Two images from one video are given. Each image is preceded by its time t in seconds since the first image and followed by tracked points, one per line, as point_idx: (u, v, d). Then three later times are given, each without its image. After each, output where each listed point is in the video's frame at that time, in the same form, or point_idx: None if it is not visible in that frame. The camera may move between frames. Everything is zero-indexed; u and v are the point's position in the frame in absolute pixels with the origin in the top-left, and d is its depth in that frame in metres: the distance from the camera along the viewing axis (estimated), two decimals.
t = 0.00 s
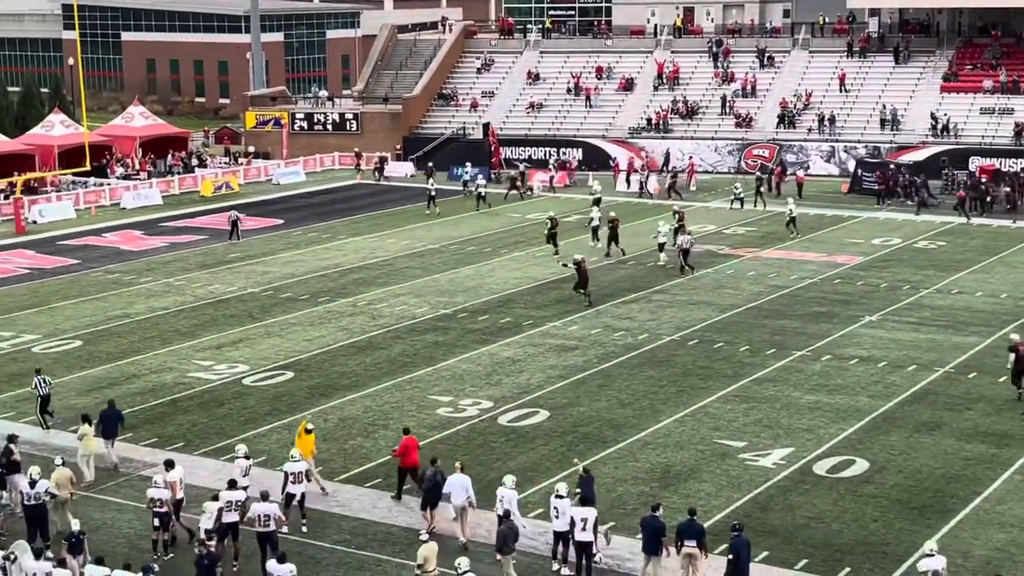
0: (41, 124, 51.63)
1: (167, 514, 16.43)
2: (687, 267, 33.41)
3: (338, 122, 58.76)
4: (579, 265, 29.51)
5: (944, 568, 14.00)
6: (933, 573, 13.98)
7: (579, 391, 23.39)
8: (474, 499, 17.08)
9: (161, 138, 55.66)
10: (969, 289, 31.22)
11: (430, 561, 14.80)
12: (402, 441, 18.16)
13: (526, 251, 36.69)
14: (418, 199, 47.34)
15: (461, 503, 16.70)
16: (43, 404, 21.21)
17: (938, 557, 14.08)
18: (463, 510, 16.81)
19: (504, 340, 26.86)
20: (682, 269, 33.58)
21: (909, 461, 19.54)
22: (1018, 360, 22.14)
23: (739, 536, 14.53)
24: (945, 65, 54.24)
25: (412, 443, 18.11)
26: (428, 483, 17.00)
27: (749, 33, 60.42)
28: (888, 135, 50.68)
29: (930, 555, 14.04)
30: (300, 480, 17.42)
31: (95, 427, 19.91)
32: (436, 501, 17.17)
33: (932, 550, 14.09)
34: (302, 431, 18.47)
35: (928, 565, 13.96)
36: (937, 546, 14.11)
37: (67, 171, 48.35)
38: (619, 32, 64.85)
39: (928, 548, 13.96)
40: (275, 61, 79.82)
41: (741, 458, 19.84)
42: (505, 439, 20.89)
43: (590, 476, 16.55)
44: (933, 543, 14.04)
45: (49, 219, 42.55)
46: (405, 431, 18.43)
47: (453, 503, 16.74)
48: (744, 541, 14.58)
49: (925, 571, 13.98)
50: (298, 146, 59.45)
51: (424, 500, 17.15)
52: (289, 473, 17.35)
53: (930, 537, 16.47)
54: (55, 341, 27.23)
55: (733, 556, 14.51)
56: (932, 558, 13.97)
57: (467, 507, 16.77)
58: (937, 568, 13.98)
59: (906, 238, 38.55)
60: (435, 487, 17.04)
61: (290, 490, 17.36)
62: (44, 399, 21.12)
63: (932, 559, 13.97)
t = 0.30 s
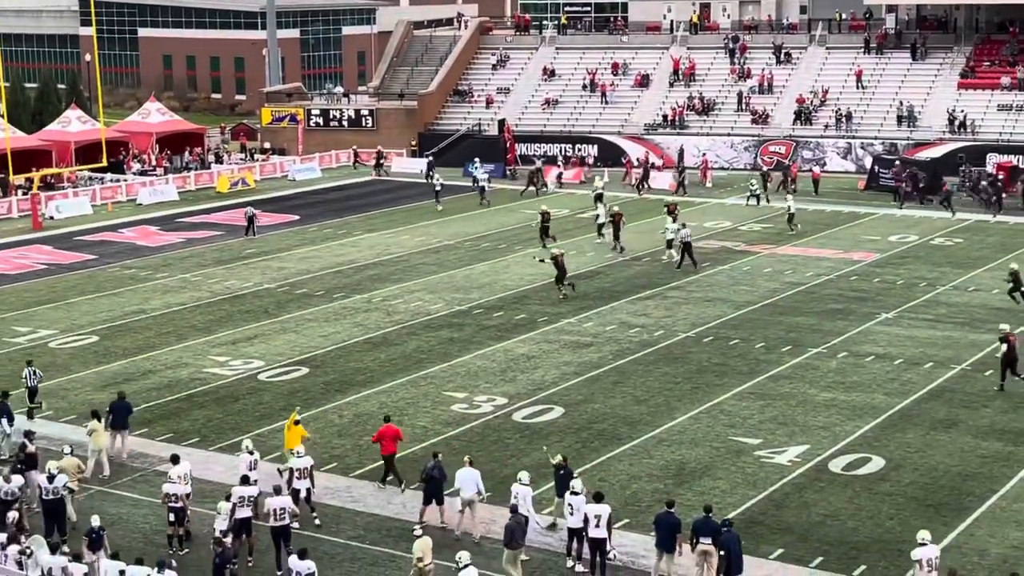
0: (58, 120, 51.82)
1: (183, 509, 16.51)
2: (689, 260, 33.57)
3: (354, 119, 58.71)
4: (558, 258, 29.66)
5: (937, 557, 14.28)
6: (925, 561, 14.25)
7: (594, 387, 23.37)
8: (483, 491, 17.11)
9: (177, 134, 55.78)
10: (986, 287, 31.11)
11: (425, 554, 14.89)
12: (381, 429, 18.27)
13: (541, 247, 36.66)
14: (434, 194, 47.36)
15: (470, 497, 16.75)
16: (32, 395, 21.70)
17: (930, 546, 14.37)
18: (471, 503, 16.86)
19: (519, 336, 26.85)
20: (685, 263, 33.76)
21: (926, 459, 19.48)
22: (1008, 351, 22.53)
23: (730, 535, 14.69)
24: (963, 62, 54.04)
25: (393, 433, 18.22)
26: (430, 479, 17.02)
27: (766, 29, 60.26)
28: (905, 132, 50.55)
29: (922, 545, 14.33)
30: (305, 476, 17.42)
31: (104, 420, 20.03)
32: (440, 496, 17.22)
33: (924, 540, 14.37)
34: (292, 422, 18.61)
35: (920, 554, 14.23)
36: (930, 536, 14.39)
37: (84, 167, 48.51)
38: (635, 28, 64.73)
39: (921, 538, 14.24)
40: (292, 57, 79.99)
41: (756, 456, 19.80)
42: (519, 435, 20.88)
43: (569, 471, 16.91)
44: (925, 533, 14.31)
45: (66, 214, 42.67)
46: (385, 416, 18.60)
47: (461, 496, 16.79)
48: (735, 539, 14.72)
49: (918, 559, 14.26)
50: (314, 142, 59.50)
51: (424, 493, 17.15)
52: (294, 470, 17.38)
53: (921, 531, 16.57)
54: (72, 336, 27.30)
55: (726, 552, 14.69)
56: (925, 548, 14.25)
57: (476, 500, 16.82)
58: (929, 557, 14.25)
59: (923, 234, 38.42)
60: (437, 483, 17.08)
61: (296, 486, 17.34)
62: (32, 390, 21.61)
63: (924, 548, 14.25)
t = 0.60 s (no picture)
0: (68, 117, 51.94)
1: (191, 506, 16.51)
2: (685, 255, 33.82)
3: (363, 116, 58.73)
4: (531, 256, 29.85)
5: (922, 551, 14.22)
6: (911, 556, 14.20)
7: (604, 385, 23.35)
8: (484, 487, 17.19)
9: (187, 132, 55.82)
10: (997, 284, 31.01)
11: (417, 548, 14.91)
12: (361, 418, 18.77)
13: (551, 244, 36.62)
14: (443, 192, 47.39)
15: (471, 492, 16.84)
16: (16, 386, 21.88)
17: (916, 540, 14.29)
18: (472, 498, 16.96)
19: (527, 334, 26.82)
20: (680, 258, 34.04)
21: (936, 457, 19.42)
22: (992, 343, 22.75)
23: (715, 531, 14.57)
24: (974, 58, 53.85)
25: (371, 423, 18.71)
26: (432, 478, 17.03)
27: (776, 26, 60.13)
28: (916, 129, 50.40)
29: (908, 540, 14.24)
30: (307, 472, 17.31)
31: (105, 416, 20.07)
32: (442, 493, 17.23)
33: (911, 534, 14.28)
34: (278, 414, 18.90)
35: (907, 550, 14.17)
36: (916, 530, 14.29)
37: (94, 163, 48.60)
38: (645, 25, 64.61)
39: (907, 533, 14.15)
40: (301, 55, 80.00)
41: (766, 453, 19.75)
42: (528, 432, 20.86)
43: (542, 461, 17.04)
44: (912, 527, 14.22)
45: (76, 211, 42.71)
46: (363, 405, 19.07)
47: (462, 491, 16.90)
48: (720, 535, 14.60)
49: (905, 554, 14.20)
50: (323, 140, 59.60)
51: (429, 491, 17.20)
52: (296, 466, 17.26)
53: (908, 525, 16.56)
54: (82, 333, 27.34)
55: (709, 547, 14.57)
56: (912, 543, 14.17)
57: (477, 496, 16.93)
58: (915, 551, 14.19)
59: (933, 232, 38.32)
60: (439, 481, 17.09)
61: (298, 482, 17.26)
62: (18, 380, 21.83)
63: (911, 543, 14.18)
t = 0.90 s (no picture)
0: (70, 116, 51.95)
1: (194, 504, 16.49)
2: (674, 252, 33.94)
3: (366, 114, 58.85)
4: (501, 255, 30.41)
5: (902, 542, 14.33)
6: (890, 547, 14.29)
7: (606, 382, 23.35)
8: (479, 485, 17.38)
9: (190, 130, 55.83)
10: (1000, 281, 30.96)
11: (402, 544, 15.01)
12: (331, 410, 19.04)
13: (554, 242, 36.62)
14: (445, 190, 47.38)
15: (467, 488, 16.95)
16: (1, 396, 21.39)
17: (895, 531, 14.41)
18: (470, 494, 17.06)
19: (531, 332, 26.81)
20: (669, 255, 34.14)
21: (939, 454, 19.41)
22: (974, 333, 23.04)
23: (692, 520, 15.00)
24: (977, 55, 53.77)
25: (342, 415, 18.97)
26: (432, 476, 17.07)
27: (779, 23, 60.06)
28: (918, 126, 50.31)
29: (886, 530, 14.37)
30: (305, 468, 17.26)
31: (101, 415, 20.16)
32: (441, 490, 17.25)
33: (889, 525, 14.42)
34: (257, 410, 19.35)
35: (886, 540, 14.28)
36: (893, 522, 14.45)
37: (97, 161, 48.61)
38: (647, 22, 64.53)
39: (885, 523, 14.30)
40: (304, 53, 79.83)
41: (769, 451, 19.74)
42: (532, 430, 20.85)
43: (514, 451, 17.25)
44: (890, 518, 14.38)
45: (79, 210, 42.74)
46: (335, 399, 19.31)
47: (460, 487, 16.97)
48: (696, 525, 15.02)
49: (884, 544, 14.29)
50: (326, 138, 59.65)
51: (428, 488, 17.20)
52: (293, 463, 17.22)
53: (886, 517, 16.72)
54: (85, 332, 27.36)
55: (689, 537, 14.95)
56: (890, 533, 14.30)
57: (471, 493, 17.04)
58: (894, 542, 14.30)
59: (936, 229, 38.29)
60: (436, 480, 17.11)
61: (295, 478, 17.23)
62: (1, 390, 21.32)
63: (890, 533, 14.31)
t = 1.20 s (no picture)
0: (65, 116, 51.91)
1: (190, 504, 16.50)
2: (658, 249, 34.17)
3: (362, 112, 58.77)
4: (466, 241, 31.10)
5: (874, 533, 14.48)
6: (863, 538, 14.44)
7: (603, 380, 23.37)
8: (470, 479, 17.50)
9: (185, 129, 55.81)
10: (996, 279, 30.97)
11: (381, 539, 15.00)
12: (299, 404, 19.49)
13: (550, 241, 36.64)
14: (441, 189, 47.35)
15: (460, 485, 17.09)
16: None
17: (868, 523, 14.56)
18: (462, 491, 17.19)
19: (527, 330, 26.81)
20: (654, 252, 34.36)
21: (934, 451, 19.43)
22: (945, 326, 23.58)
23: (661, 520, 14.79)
24: (973, 53, 53.81)
25: (309, 408, 19.44)
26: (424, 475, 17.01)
27: (775, 22, 60.09)
28: (914, 124, 50.35)
29: (860, 523, 14.52)
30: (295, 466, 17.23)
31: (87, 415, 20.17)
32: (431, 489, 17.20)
33: (862, 518, 14.57)
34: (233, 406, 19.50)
35: (860, 532, 14.42)
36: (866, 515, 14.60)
37: (92, 161, 48.58)
38: (643, 21, 64.56)
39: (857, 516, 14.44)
40: (300, 52, 80.01)
41: (765, 449, 19.76)
42: (528, 429, 20.87)
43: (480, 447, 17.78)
44: (863, 510, 14.52)
45: (74, 209, 42.73)
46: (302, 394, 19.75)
47: (453, 485, 17.11)
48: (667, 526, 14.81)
49: (857, 536, 14.44)
50: (322, 137, 59.62)
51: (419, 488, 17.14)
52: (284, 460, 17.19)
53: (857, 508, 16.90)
54: (81, 331, 27.35)
55: (659, 535, 14.76)
56: (863, 525, 14.44)
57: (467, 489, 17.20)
58: (867, 533, 14.45)
59: (932, 227, 38.33)
60: (428, 478, 17.05)
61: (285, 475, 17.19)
62: None
63: (863, 524, 14.45)
